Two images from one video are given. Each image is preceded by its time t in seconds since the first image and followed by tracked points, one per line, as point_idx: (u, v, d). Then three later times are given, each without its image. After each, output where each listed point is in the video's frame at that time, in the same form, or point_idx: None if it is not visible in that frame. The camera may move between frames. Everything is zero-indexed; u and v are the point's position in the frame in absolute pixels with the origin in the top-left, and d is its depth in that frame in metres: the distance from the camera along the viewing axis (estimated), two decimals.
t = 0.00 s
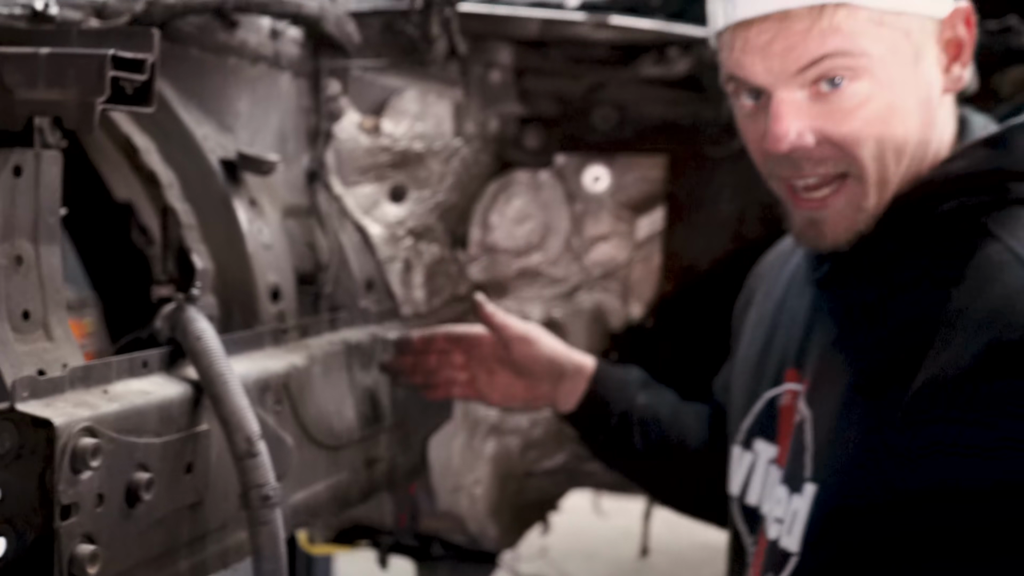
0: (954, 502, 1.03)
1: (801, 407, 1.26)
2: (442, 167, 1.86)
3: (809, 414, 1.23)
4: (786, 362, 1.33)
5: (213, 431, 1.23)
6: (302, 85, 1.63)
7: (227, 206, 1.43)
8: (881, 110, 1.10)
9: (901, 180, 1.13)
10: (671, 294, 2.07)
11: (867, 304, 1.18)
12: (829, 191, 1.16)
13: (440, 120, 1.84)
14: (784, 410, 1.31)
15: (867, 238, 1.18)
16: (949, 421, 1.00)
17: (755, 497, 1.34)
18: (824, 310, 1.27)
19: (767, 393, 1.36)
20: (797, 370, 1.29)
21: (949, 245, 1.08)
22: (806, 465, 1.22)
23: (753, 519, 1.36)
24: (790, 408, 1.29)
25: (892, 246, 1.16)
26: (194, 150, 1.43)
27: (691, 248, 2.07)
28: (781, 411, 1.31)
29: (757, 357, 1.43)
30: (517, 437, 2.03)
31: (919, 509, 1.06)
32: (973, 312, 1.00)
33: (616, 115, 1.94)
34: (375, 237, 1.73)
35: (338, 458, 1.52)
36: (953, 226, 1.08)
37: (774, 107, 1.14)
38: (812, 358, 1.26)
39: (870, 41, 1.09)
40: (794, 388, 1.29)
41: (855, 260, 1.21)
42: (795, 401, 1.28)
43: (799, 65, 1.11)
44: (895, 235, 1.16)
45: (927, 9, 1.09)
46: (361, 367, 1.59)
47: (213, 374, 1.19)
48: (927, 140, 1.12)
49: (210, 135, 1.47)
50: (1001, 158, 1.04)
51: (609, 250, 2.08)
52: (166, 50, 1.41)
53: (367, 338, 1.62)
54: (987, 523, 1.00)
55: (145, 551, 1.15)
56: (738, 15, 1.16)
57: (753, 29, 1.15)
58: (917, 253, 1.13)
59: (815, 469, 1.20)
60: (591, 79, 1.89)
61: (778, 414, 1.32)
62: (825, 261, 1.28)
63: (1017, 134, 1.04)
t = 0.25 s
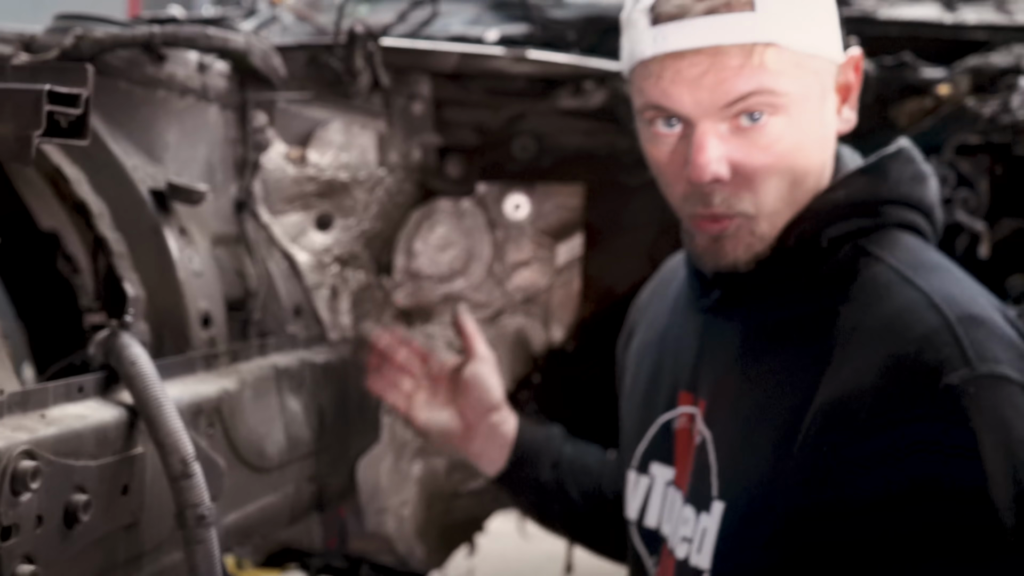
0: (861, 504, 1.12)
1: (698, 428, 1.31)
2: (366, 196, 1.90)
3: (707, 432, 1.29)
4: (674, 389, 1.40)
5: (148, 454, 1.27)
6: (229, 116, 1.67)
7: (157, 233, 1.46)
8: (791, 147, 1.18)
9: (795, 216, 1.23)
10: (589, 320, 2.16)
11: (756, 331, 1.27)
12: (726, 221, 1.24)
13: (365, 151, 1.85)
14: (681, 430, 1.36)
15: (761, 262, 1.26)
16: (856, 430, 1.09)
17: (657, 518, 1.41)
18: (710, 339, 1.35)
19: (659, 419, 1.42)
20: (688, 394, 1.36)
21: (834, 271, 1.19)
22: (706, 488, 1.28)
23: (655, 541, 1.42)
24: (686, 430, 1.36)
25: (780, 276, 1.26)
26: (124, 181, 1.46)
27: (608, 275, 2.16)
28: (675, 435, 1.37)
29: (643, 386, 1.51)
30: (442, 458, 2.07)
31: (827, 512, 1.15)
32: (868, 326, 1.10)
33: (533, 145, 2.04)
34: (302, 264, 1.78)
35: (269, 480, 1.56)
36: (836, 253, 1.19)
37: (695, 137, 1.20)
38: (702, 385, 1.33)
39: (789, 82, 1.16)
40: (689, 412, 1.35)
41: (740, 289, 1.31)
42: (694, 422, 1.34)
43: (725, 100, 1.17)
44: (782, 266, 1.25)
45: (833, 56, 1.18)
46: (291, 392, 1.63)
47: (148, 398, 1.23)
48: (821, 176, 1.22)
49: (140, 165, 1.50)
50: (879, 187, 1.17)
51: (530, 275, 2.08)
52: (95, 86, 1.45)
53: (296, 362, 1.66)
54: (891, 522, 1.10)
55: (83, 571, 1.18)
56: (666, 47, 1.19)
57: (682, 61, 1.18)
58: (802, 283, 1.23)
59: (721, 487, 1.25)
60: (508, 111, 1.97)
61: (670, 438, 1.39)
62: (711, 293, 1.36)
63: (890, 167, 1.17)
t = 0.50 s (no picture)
0: (814, 518, 1.07)
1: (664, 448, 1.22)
2: (337, 212, 1.90)
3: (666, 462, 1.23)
4: (631, 405, 1.33)
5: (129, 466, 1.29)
6: (202, 134, 1.69)
7: (133, 249, 1.48)
8: (727, 164, 1.15)
9: (737, 231, 1.17)
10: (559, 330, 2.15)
11: (718, 345, 1.18)
12: (669, 237, 1.18)
13: (336, 167, 1.87)
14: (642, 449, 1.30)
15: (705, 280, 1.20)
16: (803, 445, 1.04)
17: (619, 535, 1.35)
18: (652, 354, 1.30)
19: (616, 434, 1.36)
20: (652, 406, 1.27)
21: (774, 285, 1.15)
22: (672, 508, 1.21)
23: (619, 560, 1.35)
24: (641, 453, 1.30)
25: (722, 292, 1.18)
26: (100, 197, 1.47)
27: (574, 286, 2.15)
28: (632, 452, 1.32)
29: (599, 401, 1.42)
30: (414, 470, 2.08)
31: (779, 533, 1.10)
32: (812, 338, 1.06)
33: (500, 159, 2.07)
34: (274, 278, 1.82)
35: (246, 491, 1.58)
36: (785, 270, 1.14)
37: (629, 158, 1.17)
38: (657, 401, 1.27)
39: (718, 100, 1.14)
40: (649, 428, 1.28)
41: (671, 303, 1.26)
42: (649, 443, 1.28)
43: (658, 121, 1.14)
44: (738, 279, 1.17)
45: (762, 74, 1.18)
46: (265, 404, 1.65)
47: (129, 411, 1.25)
48: (758, 193, 1.19)
49: (114, 182, 1.51)
50: (820, 203, 1.13)
51: (499, 287, 2.11)
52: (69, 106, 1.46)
53: (271, 374, 1.68)
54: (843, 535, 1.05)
55: None
56: (597, 71, 1.15)
57: (614, 84, 1.15)
58: (736, 296, 1.17)
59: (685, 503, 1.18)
60: (473, 126, 2.00)
61: (627, 456, 1.33)
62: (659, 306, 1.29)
63: (831, 181, 1.14)
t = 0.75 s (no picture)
0: (816, 525, 1.05)
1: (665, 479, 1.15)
2: (320, 223, 1.88)
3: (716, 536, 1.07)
4: (619, 429, 1.21)
5: (120, 483, 1.27)
6: (184, 145, 1.67)
7: (118, 263, 1.45)
8: (699, 180, 1.08)
9: (709, 252, 1.12)
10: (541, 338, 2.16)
11: (688, 355, 1.14)
12: (643, 259, 1.12)
13: (319, 177, 1.85)
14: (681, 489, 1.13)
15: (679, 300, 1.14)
16: (823, 458, 1.01)
17: (613, 567, 1.23)
18: (625, 366, 1.23)
19: (606, 463, 1.23)
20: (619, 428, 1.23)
21: (766, 297, 1.11)
22: (681, 530, 1.13)
23: None
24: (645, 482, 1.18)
25: (716, 307, 1.12)
26: (84, 211, 1.44)
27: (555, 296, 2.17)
28: (622, 482, 1.21)
29: (584, 419, 1.28)
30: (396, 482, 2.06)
31: (778, 533, 1.08)
32: (823, 350, 1.03)
33: (480, 168, 2.06)
34: (258, 290, 1.79)
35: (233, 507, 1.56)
36: (777, 289, 1.11)
37: (595, 175, 1.09)
38: (654, 424, 1.16)
39: (688, 117, 1.07)
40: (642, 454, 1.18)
41: (682, 314, 1.16)
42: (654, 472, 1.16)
43: (623, 137, 1.07)
44: (735, 295, 1.11)
45: (739, 90, 1.10)
46: (251, 418, 1.64)
47: (121, 428, 1.23)
48: (733, 208, 1.12)
49: (98, 195, 1.49)
50: (818, 216, 1.10)
51: (481, 297, 2.10)
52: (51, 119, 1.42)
53: (256, 388, 1.67)
54: (853, 537, 1.04)
55: None
56: (564, 84, 1.08)
57: (580, 98, 1.08)
58: (730, 314, 1.12)
59: (702, 532, 1.11)
60: (455, 135, 1.99)
61: (618, 485, 1.21)
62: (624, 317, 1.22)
63: (825, 193, 1.12)
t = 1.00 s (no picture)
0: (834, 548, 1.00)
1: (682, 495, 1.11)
2: (308, 236, 1.84)
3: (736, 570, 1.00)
4: (634, 450, 1.18)
5: (119, 508, 1.23)
6: (171, 157, 1.63)
7: (108, 280, 1.40)
8: (715, 190, 1.02)
9: (726, 262, 1.06)
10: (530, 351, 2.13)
11: (703, 371, 1.10)
12: (651, 266, 1.07)
13: (307, 189, 1.81)
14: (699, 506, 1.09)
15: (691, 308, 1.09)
16: (844, 475, 0.95)
17: None
18: (643, 382, 1.19)
19: (622, 482, 1.20)
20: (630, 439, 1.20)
21: (785, 311, 1.05)
22: (697, 552, 1.09)
23: None
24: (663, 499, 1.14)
25: (736, 319, 1.07)
26: (71, 227, 1.38)
27: (544, 306, 2.14)
28: (641, 500, 1.17)
29: (599, 438, 1.25)
30: (384, 498, 2.02)
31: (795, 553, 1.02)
32: (840, 366, 0.98)
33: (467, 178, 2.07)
34: (246, 305, 1.75)
35: (227, 528, 1.52)
36: (797, 300, 1.05)
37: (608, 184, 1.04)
38: (671, 443, 1.13)
39: (706, 126, 1.00)
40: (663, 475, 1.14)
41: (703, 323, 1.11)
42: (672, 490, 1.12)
43: (636, 145, 1.01)
44: (752, 308, 1.06)
45: (756, 96, 1.03)
46: (243, 436, 1.59)
47: (121, 452, 1.19)
48: (751, 217, 1.06)
49: (84, 209, 1.44)
50: (837, 228, 1.05)
51: (468, 308, 2.08)
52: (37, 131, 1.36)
53: (248, 405, 1.63)
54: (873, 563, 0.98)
55: None
56: (576, 91, 1.02)
57: (590, 105, 1.02)
58: (750, 328, 1.06)
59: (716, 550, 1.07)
60: (442, 145, 1.95)
61: (636, 503, 1.18)
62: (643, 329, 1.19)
63: (846, 204, 1.07)
